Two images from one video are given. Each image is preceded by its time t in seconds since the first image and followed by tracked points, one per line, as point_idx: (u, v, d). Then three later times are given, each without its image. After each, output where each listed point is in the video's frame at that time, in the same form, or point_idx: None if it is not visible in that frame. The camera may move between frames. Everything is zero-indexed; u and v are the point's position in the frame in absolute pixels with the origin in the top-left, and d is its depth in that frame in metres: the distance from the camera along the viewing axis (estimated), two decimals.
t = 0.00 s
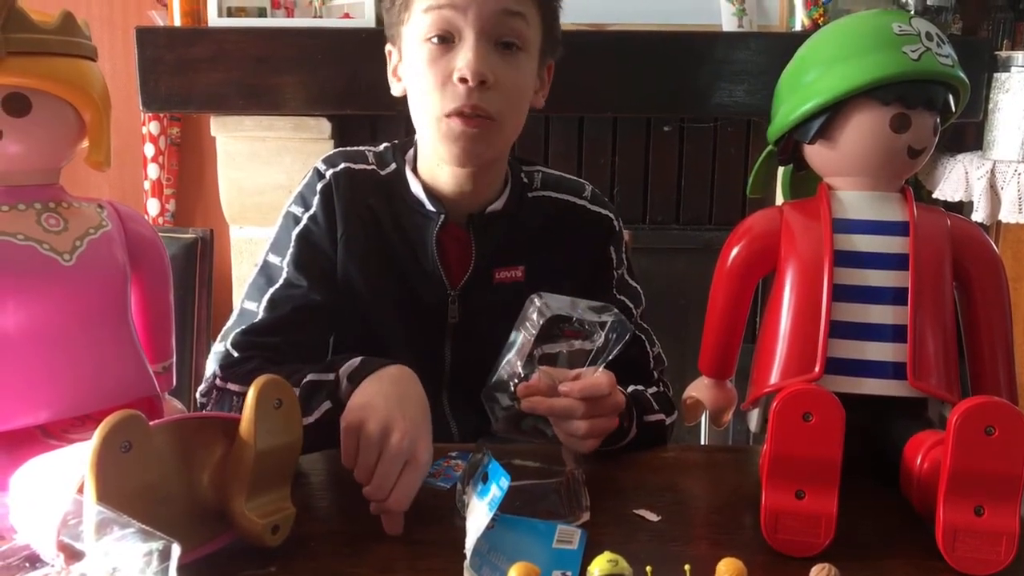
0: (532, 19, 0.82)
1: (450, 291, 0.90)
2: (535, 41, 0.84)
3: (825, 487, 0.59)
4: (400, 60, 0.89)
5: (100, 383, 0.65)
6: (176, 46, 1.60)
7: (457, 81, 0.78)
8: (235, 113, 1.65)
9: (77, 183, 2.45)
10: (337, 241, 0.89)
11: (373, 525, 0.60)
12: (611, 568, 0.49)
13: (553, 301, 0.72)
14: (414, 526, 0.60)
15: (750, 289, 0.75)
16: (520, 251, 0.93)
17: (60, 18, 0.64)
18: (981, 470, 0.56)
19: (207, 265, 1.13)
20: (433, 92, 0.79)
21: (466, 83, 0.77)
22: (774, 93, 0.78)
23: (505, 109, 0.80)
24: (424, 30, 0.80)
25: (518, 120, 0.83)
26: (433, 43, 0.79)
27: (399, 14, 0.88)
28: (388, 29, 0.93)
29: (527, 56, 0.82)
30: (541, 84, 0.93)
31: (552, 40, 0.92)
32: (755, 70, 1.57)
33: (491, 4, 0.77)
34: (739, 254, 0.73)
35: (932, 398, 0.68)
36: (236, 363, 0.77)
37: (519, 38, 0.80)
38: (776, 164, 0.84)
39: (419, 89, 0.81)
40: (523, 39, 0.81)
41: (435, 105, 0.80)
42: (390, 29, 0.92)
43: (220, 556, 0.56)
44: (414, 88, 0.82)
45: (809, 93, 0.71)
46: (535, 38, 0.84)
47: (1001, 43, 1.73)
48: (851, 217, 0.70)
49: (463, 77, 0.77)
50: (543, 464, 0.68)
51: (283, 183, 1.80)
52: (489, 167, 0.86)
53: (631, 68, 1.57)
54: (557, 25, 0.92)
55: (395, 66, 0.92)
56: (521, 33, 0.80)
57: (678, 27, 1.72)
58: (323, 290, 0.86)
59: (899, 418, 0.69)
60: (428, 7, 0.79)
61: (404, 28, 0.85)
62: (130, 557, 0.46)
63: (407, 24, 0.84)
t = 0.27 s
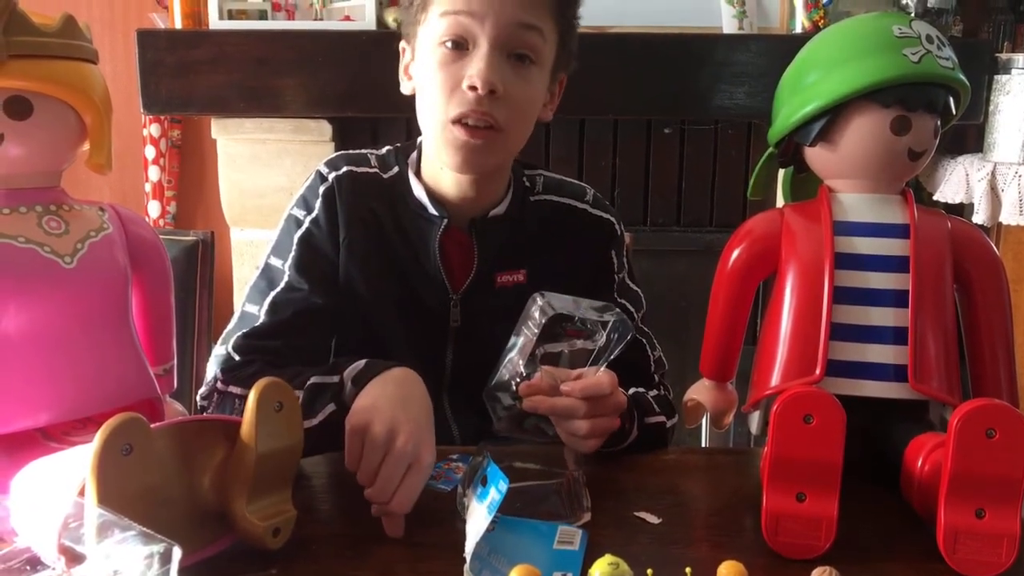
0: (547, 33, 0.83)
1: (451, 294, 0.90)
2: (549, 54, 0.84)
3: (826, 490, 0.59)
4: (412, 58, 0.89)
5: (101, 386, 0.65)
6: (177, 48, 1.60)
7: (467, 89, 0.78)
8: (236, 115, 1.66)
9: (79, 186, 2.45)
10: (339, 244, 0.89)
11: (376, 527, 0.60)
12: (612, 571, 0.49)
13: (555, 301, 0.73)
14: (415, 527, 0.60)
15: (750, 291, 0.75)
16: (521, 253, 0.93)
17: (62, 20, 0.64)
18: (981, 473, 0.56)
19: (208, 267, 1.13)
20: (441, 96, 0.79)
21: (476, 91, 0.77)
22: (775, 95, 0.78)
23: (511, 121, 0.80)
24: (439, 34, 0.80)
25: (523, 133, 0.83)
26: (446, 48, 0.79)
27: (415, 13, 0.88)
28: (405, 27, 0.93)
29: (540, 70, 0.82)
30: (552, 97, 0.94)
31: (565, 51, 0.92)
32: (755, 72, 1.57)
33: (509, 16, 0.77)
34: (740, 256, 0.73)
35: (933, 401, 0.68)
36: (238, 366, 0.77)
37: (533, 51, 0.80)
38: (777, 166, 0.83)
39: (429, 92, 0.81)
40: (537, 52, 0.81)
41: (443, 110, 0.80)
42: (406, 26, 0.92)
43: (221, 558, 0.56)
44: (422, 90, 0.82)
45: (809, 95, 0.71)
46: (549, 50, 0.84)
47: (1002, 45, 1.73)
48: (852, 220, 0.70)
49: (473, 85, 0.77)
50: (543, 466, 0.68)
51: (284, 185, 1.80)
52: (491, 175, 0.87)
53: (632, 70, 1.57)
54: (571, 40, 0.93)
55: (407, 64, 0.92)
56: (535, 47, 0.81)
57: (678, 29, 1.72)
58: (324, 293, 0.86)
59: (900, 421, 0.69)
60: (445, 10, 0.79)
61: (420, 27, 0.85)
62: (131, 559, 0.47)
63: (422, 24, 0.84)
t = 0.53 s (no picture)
0: (551, 43, 0.82)
1: (451, 297, 0.90)
2: (553, 63, 0.84)
3: (827, 492, 0.59)
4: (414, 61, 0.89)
5: (102, 388, 0.65)
6: (178, 50, 1.61)
7: (469, 102, 0.78)
8: (237, 117, 1.66)
9: (80, 187, 2.46)
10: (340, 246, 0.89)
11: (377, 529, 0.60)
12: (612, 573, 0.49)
13: (557, 302, 0.72)
14: (415, 529, 0.60)
15: (751, 293, 0.75)
16: (522, 255, 0.93)
17: (63, 23, 0.64)
18: (982, 475, 0.56)
19: (209, 269, 1.13)
20: (443, 108, 0.80)
21: (478, 106, 0.77)
22: (775, 97, 0.78)
23: (512, 134, 0.81)
24: (442, 44, 0.80)
25: (523, 143, 0.84)
26: (449, 60, 0.79)
27: (418, 16, 0.87)
28: (407, 27, 0.93)
29: (542, 81, 0.82)
30: (554, 103, 0.94)
31: (569, 56, 0.92)
32: (755, 73, 1.58)
33: (512, 30, 0.77)
34: (741, 258, 0.73)
35: (934, 403, 0.68)
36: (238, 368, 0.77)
37: (537, 63, 0.80)
38: (777, 168, 0.84)
39: (431, 103, 0.81)
40: (541, 64, 0.81)
41: (445, 121, 0.80)
42: (409, 26, 0.92)
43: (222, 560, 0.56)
44: (425, 99, 0.83)
45: (810, 97, 0.71)
46: (553, 59, 0.84)
47: (1002, 46, 1.73)
48: (852, 222, 0.70)
49: (475, 100, 0.77)
50: (545, 468, 0.69)
51: (284, 187, 1.80)
52: (491, 181, 0.87)
53: (633, 72, 1.57)
54: (576, 43, 0.93)
55: (409, 65, 0.92)
56: (539, 59, 0.80)
57: (679, 31, 1.72)
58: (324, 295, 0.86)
59: (900, 423, 0.69)
60: (449, 21, 0.79)
61: (424, 33, 0.84)
62: (132, 561, 0.47)
63: (426, 30, 0.83)
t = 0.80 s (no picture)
0: (550, 45, 0.82)
1: (453, 297, 0.90)
2: (552, 63, 0.84)
3: (828, 492, 0.59)
4: (414, 62, 0.89)
5: (103, 387, 0.65)
6: (179, 49, 1.61)
7: (469, 106, 0.78)
8: (238, 117, 1.66)
9: (81, 186, 2.46)
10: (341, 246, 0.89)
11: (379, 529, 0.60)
12: (614, 573, 0.49)
13: (554, 305, 0.74)
14: (417, 529, 0.60)
15: (753, 293, 0.75)
16: (523, 255, 0.93)
17: (65, 22, 0.64)
18: (984, 475, 0.56)
19: (211, 268, 1.13)
20: (443, 111, 0.80)
21: (478, 109, 0.78)
22: (776, 97, 0.78)
23: (512, 136, 0.81)
24: (440, 46, 0.80)
25: (524, 144, 0.84)
26: (448, 63, 0.79)
27: (417, 18, 0.87)
28: (405, 29, 0.93)
29: (542, 82, 0.82)
30: (555, 100, 0.94)
31: (569, 55, 0.92)
32: (757, 73, 1.58)
33: (510, 32, 0.77)
34: (742, 258, 0.73)
35: (935, 402, 0.68)
36: (239, 368, 0.77)
37: (535, 64, 0.80)
38: (779, 168, 0.84)
39: (431, 106, 0.81)
40: (540, 65, 0.81)
41: (444, 124, 0.80)
42: (406, 29, 0.92)
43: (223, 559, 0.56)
44: (424, 102, 0.83)
45: (812, 97, 0.71)
46: (552, 59, 0.84)
47: (1003, 46, 1.73)
48: (854, 222, 0.70)
49: (474, 103, 0.77)
50: (545, 468, 0.69)
51: (285, 186, 1.80)
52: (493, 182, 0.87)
53: (634, 72, 1.57)
54: (575, 42, 0.93)
55: (408, 67, 0.92)
56: (538, 61, 0.80)
57: (680, 31, 1.72)
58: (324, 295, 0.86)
59: (902, 422, 0.69)
60: (447, 24, 0.79)
61: (422, 36, 0.84)
62: (133, 561, 0.47)
63: (424, 33, 0.83)
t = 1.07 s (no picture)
0: (549, 41, 0.82)
1: (456, 295, 0.90)
2: (552, 59, 0.84)
3: (828, 491, 0.59)
4: (414, 61, 0.89)
5: (103, 385, 0.65)
6: (179, 48, 1.60)
7: (469, 105, 0.78)
8: (239, 116, 1.66)
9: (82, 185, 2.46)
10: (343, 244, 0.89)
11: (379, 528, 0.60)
12: (614, 572, 0.49)
13: (555, 305, 0.74)
14: (417, 528, 0.60)
15: (754, 292, 0.75)
16: (524, 253, 0.93)
17: (66, 20, 0.64)
18: (984, 475, 0.56)
19: (211, 267, 1.13)
20: (444, 111, 0.80)
21: (479, 108, 0.78)
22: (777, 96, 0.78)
23: (514, 134, 0.81)
24: (440, 45, 0.79)
25: (526, 141, 0.84)
26: (448, 61, 0.79)
27: (416, 17, 0.87)
28: (405, 28, 0.92)
29: (542, 78, 0.82)
30: (554, 96, 0.93)
31: (569, 52, 0.92)
32: (757, 72, 1.57)
33: (509, 29, 0.77)
34: (743, 257, 0.73)
35: (935, 401, 0.68)
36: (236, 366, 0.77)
37: (535, 60, 0.80)
38: (779, 166, 0.83)
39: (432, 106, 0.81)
40: (540, 62, 0.81)
41: (446, 124, 0.80)
42: (406, 28, 0.92)
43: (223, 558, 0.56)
44: (425, 101, 0.83)
45: (813, 96, 0.71)
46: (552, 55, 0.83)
47: (1004, 45, 1.73)
48: (854, 221, 0.70)
49: (475, 102, 0.77)
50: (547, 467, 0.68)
51: (285, 185, 1.80)
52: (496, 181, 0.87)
53: (634, 71, 1.57)
54: (575, 40, 0.93)
55: (408, 66, 0.92)
56: (538, 57, 0.80)
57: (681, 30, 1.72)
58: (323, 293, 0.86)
59: (902, 422, 0.69)
60: (446, 23, 0.79)
61: (421, 35, 0.84)
62: (133, 560, 0.47)
63: (424, 32, 0.83)
